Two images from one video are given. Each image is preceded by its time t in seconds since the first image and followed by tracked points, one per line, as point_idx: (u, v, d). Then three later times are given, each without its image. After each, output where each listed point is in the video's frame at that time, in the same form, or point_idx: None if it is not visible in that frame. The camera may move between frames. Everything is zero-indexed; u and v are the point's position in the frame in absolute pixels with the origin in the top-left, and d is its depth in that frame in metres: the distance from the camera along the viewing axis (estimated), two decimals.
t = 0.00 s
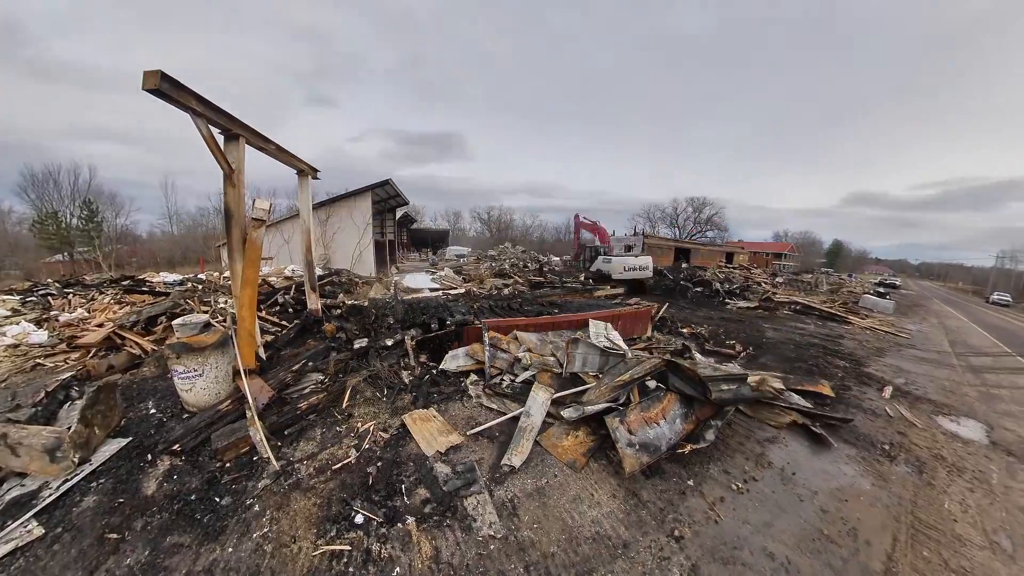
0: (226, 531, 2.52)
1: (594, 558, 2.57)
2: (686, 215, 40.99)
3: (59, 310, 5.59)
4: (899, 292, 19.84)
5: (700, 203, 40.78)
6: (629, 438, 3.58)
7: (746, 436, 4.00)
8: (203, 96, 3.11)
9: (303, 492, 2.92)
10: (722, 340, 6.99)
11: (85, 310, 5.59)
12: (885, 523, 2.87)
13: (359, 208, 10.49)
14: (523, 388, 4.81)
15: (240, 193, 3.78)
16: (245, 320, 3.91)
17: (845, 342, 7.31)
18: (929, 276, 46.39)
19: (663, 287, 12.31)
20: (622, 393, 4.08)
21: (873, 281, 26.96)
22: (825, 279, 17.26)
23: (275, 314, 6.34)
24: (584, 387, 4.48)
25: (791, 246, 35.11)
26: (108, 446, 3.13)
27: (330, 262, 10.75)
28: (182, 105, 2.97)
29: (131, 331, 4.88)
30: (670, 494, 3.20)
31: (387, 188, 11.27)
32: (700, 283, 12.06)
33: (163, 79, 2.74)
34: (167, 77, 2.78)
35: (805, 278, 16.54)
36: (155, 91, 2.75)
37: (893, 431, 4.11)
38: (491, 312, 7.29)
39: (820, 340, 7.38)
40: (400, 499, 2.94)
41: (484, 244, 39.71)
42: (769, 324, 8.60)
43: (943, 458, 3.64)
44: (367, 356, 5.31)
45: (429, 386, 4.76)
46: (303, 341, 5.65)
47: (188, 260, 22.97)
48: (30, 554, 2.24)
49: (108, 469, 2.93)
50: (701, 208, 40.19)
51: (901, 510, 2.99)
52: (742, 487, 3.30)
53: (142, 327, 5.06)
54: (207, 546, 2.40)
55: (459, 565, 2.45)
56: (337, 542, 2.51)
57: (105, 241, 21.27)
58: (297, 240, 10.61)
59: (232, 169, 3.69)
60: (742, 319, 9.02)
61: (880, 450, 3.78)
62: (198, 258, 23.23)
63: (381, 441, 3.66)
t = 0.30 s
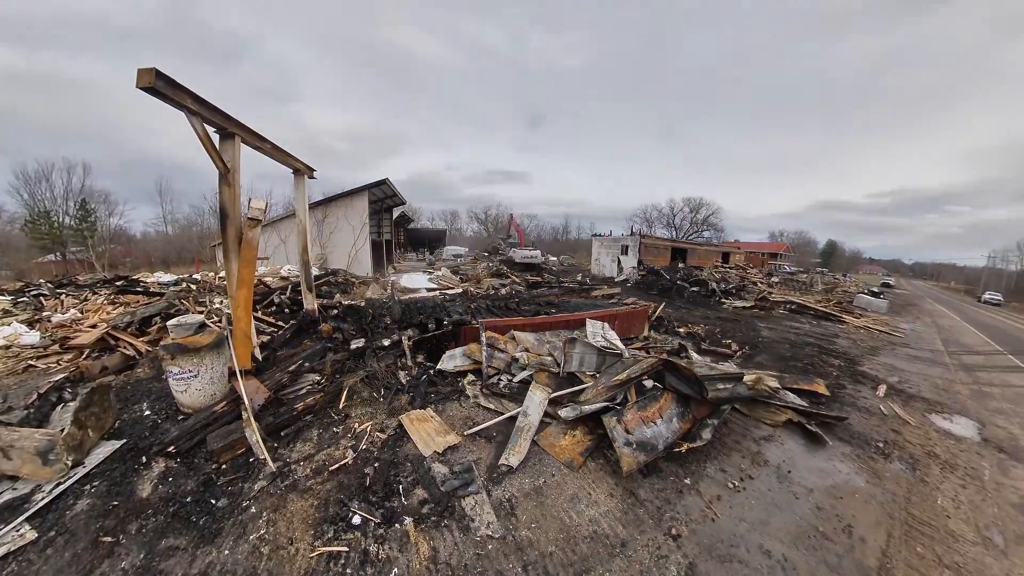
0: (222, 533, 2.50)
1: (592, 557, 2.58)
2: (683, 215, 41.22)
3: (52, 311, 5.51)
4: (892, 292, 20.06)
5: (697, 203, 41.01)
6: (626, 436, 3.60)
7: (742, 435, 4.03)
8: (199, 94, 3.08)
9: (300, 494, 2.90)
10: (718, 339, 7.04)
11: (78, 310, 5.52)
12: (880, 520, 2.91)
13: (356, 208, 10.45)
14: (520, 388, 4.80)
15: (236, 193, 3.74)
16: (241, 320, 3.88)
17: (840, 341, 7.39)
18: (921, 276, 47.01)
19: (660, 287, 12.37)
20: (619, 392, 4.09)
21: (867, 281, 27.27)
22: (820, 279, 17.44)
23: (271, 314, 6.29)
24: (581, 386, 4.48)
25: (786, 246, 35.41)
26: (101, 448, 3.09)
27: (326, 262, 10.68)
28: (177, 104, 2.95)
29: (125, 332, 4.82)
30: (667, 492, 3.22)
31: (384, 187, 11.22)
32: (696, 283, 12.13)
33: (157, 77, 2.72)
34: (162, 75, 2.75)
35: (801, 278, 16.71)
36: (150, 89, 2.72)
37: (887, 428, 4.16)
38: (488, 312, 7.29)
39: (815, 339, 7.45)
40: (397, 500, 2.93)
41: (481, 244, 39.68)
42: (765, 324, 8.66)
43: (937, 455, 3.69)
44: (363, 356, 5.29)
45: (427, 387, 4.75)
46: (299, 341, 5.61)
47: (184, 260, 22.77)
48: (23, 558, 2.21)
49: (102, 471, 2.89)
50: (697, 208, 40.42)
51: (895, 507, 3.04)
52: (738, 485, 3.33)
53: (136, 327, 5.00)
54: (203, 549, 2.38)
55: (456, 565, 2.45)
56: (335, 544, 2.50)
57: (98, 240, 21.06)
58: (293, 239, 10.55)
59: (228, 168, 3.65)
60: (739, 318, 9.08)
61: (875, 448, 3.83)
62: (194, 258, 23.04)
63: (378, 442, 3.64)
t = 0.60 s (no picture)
0: (218, 537, 2.47)
1: (589, 556, 2.59)
2: (678, 215, 41.46)
3: (42, 312, 5.42)
4: (884, 291, 20.36)
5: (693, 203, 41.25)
6: (622, 435, 3.62)
7: (737, 433, 4.07)
8: (192, 92, 3.05)
9: (296, 496, 2.88)
10: (713, 338, 7.10)
11: (69, 312, 5.42)
12: (873, 516, 2.95)
13: (352, 208, 10.39)
14: (518, 388, 4.80)
15: (230, 192, 3.70)
16: (235, 321, 3.84)
17: (834, 340, 7.48)
18: (911, 275, 47.77)
19: (656, 287, 12.45)
20: (615, 392, 4.11)
21: (859, 280, 27.62)
22: (813, 278, 17.64)
23: (266, 315, 6.23)
24: (578, 386, 4.50)
25: (780, 245, 35.77)
26: (93, 452, 3.04)
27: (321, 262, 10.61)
28: (170, 102, 2.91)
29: (117, 334, 4.75)
30: (663, 491, 3.24)
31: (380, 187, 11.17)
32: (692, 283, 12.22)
33: (150, 75, 2.68)
34: (155, 73, 2.71)
35: (795, 278, 16.87)
36: (142, 87, 2.68)
37: (880, 425, 4.22)
38: (485, 312, 7.29)
39: (809, 338, 7.53)
40: (394, 501, 2.92)
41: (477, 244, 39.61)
42: (760, 323, 8.74)
43: (928, 452, 3.76)
44: (359, 357, 5.26)
45: (423, 387, 4.73)
46: (294, 342, 5.56)
47: (177, 260, 22.50)
48: (13, 565, 2.17)
49: (94, 476, 2.84)
50: (693, 208, 40.69)
51: (889, 503, 3.08)
52: (734, 483, 3.36)
53: (129, 329, 4.91)
54: (198, 553, 2.35)
55: (454, 565, 2.44)
56: (331, 546, 2.48)
57: (90, 241, 20.75)
58: (288, 239, 10.47)
59: (222, 167, 3.61)
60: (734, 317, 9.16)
61: (868, 445, 3.88)
62: (187, 259, 22.76)
63: (375, 443, 3.63)
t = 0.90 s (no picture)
0: (213, 540, 2.45)
1: (587, 556, 2.60)
2: (674, 215, 41.69)
3: (33, 313, 5.34)
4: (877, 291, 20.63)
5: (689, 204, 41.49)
6: (620, 435, 3.63)
7: (734, 432, 4.10)
8: (187, 91, 3.01)
9: (292, 498, 2.85)
10: (709, 338, 7.15)
11: (61, 312, 5.34)
12: (868, 513, 2.99)
13: (348, 207, 10.33)
14: (515, 388, 4.80)
15: (225, 192, 3.66)
16: (230, 322, 3.79)
17: (828, 339, 7.57)
18: (902, 275, 48.44)
19: (653, 287, 12.51)
20: (613, 392, 4.12)
21: (852, 279, 27.96)
22: (808, 277, 17.82)
23: (261, 316, 6.18)
24: (575, 386, 4.50)
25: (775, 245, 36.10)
26: (86, 455, 3.00)
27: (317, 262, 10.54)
28: (164, 100, 2.87)
29: (110, 335, 4.68)
30: (660, 490, 3.26)
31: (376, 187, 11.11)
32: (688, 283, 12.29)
33: (143, 73, 2.64)
34: (148, 71, 2.67)
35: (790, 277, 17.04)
36: (135, 85, 2.64)
37: (874, 423, 4.28)
38: (481, 312, 7.28)
39: (804, 337, 7.61)
40: (392, 502, 2.91)
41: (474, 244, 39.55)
42: (756, 322, 8.81)
43: (922, 449, 3.81)
44: (356, 358, 5.23)
45: (420, 388, 4.72)
46: (290, 343, 5.52)
47: (172, 260, 22.27)
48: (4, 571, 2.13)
49: (87, 479, 2.80)
50: (689, 208, 40.93)
51: (883, 500, 3.12)
52: (731, 481, 3.38)
53: (122, 330, 4.85)
54: (193, 557, 2.32)
55: (452, 566, 2.44)
56: (328, 548, 2.47)
57: (83, 241, 20.48)
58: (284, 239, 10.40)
59: (217, 167, 3.57)
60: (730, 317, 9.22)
61: (862, 442, 3.93)
62: (181, 259, 22.51)
63: (372, 444, 3.61)
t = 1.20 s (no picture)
0: (204, 545, 2.40)
1: (582, 554, 2.61)
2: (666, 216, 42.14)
3: (12, 314, 5.16)
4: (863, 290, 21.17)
5: (680, 204, 41.98)
6: (613, 433, 3.66)
7: (725, 429, 4.17)
8: (174, 86, 2.94)
9: (284, 501, 2.81)
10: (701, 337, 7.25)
11: (41, 314, 5.18)
12: (855, 506, 3.07)
13: (340, 207, 10.20)
14: (509, 388, 4.80)
15: (214, 189, 3.58)
16: (219, 323, 3.72)
17: (816, 337, 7.74)
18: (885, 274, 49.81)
19: (645, 287, 12.63)
20: (606, 391, 4.16)
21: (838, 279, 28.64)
22: (797, 276, 18.18)
23: (251, 317, 6.07)
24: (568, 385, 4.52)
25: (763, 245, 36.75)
26: (70, 461, 2.91)
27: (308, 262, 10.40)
28: (150, 95, 2.79)
29: (94, 337, 4.55)
30: (654, 487, 3.30)
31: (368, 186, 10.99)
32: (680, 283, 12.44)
33: (129, 67, 2.57)
34: (135, 65, 2.60)
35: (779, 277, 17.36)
36: (121, 79, 2.57)
37: (861, 419, 4.39)
38: (475, 312, 7.26)
39: (793, 335, 7.77)
40: (386, 504, 2.88)
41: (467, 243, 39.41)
42: (746, 321, 8.96)
43: (907, 444, 3.92)
44: (348, 359, 5.17)
45: (414, 388, 4.69)
46: (281, 344, 5.43)
47: (158, 259, 21.74)
48: None
49: (70, 486, 2.72)
50: (680, 209, 41.41)
51: (870, 494, 3.21)
52: (722, 477, 3.44)
53: (106, 331, 4.71)
54: (183, 563, 2.27)
55: (447, 567, 2.43)
56: (321, 551, 2.44)
57: (65, 240, 19.87)
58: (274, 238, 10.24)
59: (206, 164, 3.49)
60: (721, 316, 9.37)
61: (849, 438, 4.03)
62: (168, 258, 22.00)
63: (365, 445, 3.58)
